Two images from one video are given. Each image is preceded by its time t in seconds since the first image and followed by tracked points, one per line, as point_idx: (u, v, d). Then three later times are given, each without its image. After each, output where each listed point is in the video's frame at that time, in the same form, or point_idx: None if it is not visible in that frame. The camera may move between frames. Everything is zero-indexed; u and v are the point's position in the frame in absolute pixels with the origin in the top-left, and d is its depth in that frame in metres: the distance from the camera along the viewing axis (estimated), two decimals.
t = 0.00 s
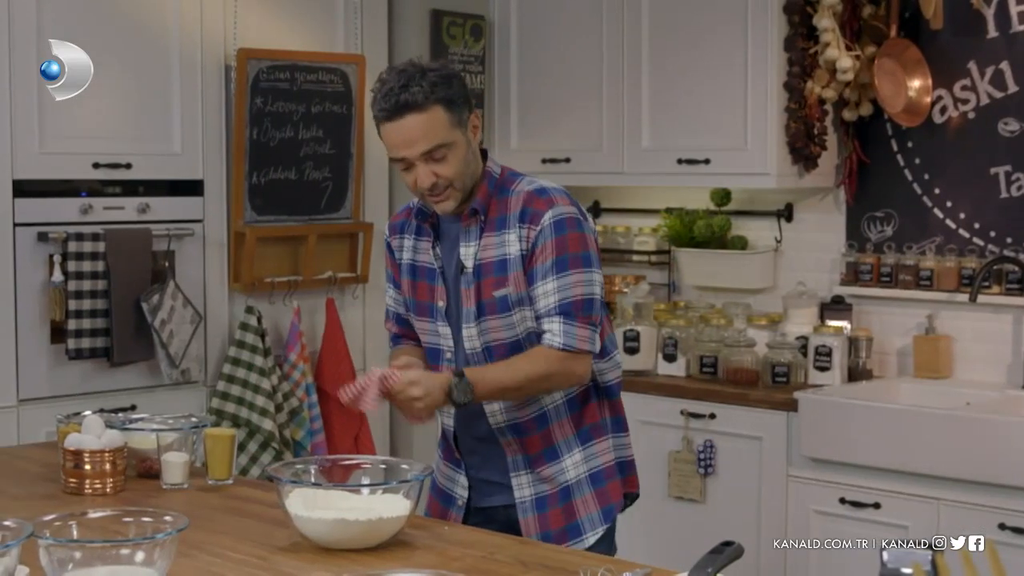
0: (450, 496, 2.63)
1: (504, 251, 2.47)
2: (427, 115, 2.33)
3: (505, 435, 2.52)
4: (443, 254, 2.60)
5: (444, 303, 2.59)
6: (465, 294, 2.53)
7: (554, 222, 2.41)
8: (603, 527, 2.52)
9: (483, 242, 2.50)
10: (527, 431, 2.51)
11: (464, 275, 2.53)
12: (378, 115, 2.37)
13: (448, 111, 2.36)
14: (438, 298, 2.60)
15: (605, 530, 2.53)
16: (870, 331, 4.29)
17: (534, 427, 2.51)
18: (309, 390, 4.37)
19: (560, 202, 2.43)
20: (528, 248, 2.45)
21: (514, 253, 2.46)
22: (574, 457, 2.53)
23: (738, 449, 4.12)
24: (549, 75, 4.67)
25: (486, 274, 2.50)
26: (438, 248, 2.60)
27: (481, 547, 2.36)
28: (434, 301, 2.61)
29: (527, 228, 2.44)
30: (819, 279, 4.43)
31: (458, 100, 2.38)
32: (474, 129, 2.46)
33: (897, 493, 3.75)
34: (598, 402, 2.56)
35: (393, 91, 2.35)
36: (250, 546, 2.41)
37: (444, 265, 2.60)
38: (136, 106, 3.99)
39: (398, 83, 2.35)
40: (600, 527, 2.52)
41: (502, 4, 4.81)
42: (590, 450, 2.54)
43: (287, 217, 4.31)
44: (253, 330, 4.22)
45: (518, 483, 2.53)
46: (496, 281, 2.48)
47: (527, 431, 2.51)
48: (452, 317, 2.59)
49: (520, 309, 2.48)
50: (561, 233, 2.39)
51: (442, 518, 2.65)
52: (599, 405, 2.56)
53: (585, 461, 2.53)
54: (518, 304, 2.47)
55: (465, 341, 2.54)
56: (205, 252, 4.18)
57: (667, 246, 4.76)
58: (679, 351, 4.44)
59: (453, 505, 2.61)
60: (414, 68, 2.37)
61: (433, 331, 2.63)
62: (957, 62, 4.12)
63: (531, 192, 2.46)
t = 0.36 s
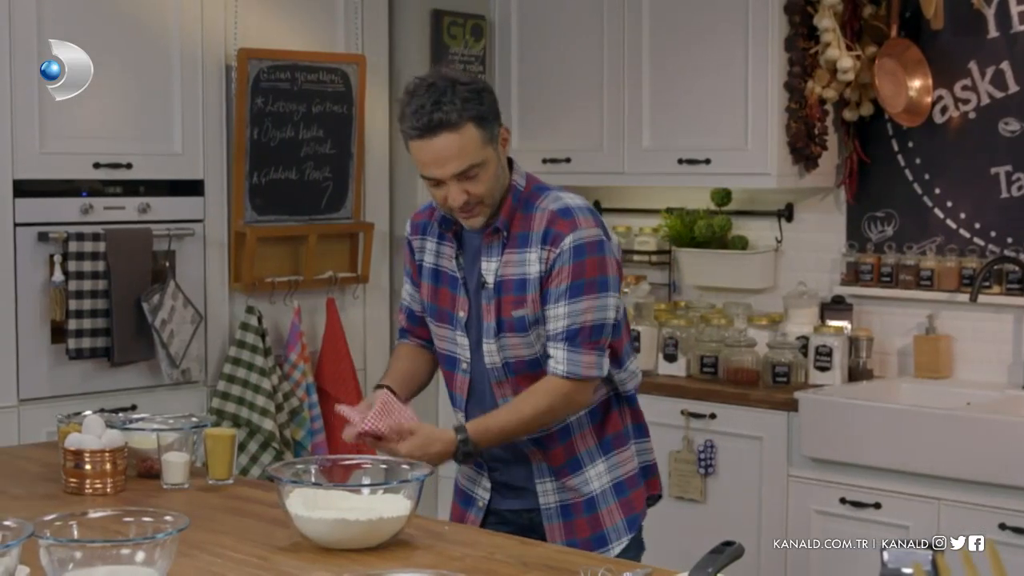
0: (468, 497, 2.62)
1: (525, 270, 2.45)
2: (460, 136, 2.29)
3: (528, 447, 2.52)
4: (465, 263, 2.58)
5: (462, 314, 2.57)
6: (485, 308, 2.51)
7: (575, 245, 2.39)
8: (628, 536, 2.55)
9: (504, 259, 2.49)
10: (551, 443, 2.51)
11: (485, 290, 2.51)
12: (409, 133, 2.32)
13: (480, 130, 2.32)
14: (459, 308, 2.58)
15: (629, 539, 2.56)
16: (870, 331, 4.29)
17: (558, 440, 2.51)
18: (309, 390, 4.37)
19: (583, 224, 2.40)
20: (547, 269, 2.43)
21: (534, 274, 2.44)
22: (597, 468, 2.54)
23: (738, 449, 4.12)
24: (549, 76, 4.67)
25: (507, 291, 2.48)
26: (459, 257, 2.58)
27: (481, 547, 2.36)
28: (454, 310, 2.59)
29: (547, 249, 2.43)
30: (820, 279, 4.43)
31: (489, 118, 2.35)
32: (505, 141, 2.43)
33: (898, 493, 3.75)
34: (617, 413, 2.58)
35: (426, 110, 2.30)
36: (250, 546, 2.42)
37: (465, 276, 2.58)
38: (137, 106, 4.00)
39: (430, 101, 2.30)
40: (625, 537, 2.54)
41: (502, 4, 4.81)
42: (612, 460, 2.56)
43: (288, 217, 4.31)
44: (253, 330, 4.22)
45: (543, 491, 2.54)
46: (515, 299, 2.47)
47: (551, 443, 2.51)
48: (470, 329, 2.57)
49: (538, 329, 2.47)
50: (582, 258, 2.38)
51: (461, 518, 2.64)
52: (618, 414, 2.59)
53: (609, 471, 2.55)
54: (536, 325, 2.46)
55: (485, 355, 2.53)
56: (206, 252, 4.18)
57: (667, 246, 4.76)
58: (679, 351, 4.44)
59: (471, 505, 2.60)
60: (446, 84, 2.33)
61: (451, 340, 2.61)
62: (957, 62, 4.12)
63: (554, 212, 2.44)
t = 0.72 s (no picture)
0: (525, 499, 2.51)
1: (596, 295, 2.35)
2: (549, 163, 2.10)
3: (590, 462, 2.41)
4: (531, 277, 2.46)
5: (526, 330, 2.45)
6: (552, 330, 2.41)
7: (651, 272, 2.27)
8: (679, 557, 2.48)
9: (575, 281, 2.38)
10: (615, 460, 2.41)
11: (554, 311, 2.41)
12: (493, 155, 2.12)
13: (570, 154, 2.14)
14: (524, 324, 2.46)
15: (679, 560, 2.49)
16: (869, 330, 4.29)
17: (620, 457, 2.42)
18: (308, 390, 4.37)
19: (661, 251, 2.28)
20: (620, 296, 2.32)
21: (604, 300, 2.34)
22: (656, 487, 2.44)
23: (737, 449, 4.12)
24: (547, 76, 4.67)
25: (577, 314, 2.37)
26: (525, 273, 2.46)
27: (481, 547, 2.36)
28: (518, 325, 2.47)
29: (621, 277, 2.31)
30: (819, 279, 4.43)
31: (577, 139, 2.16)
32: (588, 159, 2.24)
33: (897, 493, 3.75)
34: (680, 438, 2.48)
35: (514, 132, 2.11)
36: (249, 546, 2.41)
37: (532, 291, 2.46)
38: (137, 106, 4.00)
39: (518, 121, 2.11)
40: (677, 558, 2.47)
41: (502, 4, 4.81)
42: (671, 479, 2.46)
43: (287, 217, 4.31)
44: (252, 330, 4.23)
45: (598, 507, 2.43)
46: (586, 324, 2.36)
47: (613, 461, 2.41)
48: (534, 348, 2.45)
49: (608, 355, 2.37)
50: (657, 286, 2.25)
51: (515, 522, 2.53)
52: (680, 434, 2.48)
53: (667, 491, 2.45)
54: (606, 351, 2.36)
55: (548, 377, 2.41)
56: (205, 253, 4.18)
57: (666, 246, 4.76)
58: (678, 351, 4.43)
59: (528, 506, 2.50)
60: (535, 102, 2.14)
61: (512, 355, 2.49)
62: (956, 61, 4.12)
63: (631, 236, 2.32)
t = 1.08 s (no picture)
0: (556, 498, 2.54)
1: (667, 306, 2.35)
2: (625, 178, 2.11)
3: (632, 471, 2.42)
4: (597, 280, 2.46)
5: (590, 334, 2.45)
6: (615, 338, 2.41)
7: (724, 290, 2.27)
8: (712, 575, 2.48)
9: (645, 290, 2.38)
10: (660, 472, 2.42)
11: (620, 319, 2.41)
12: (570, 163, 2.13)
13: (648, 170, 2.13)
14: (587, 328, 2.46)
15: None
16: (860, 330, 4.29)
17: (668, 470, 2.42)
18: (299, 390, 4.37)
19: (735, 268, 2.28)
20: (690, 311, 2.32)
21: (676, 313, 2.35)
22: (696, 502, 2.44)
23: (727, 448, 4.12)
24: (539, 76, 4.67)
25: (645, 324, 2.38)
26: (591, 275, 2.45)
27: (471, 546, 2.36)
28: (582, 327, 2.48)
29: (694, 291, 2.32)
30: (810, 280, 4.43)
31: (656, 155, 2.16)
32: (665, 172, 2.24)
33: (888, 492, 3.76)
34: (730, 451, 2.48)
35: (593, 143, 2.11)
36: (239, 546, 2.41)
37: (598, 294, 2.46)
38: (128, 107, 3.99)
39: (598, 133, 2.11)
40: None
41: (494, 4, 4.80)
42: (713, 496, 2.46)
43: (277, 216, 4.30)
44: (242, 330, 4.22)
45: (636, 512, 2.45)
46: (654, 334, 2.37)
47: (658, 472, 2.42)
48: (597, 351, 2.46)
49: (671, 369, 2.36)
50: (730, 304, 2.26)
51: (544, 520, 2.57)
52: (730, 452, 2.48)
53: (706, 507, 2.45)
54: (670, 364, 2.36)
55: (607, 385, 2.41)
56: (196, 253, 4.18)
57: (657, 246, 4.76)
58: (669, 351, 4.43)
59: (557, 507, 2.54)
60: (618, 115, 2.13)
61: (572, 356, 2.50)
62: (946, 62, 4.12)
63: (704, 250, 2.32)
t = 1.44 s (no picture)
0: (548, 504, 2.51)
1: (695, 299, 2.38)
2: (644, 169, 2.10)
3: (640, 472, 2.41)
4: (611, 278, 2.43)
5: (605, 333, 2.42)
6: (639, 335, 2.39)
7: (757, 277, 2.35)
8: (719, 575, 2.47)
9: (667, 284, 2.39)
10: (668, 471, 2.43)
11: (643, 315, 2.40)
12: (588, 152, 2.12)
13: (666, 162, 2.14)
14: (599, 327, 2.43)
15: None
16: (837, 330, 4.30)
17: (678, 468, 2.44)
18: (277, 390, 4.36)
19: (759, 255, 2.36)
20: (722, 302, 2.37)
21: (705, 305, 2.38)
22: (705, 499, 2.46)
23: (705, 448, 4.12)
24: (518, 76, 4.67)
25: (671, 319, 2.39)
26: (607, 274, 2.42)
27: (449, 547, 2.36)
28: (593, 327, 2.44)
29: (723, 282, 2.36)
30: (787, 280, 4.44)
31: (673, 150, 2.16)
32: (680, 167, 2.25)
33: (865, 492, 3.77)
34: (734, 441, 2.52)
35: (612, 132, 2.10)
36: (215, 547, 2.41)
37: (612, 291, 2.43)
38: (105, 106, 3.98)
39: (618, 122, 2.11)
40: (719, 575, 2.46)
41: (472, 4, 4.80)
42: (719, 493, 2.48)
43: (255, 216, 4.30)
44: (220, 330, 4.21)
45: (639, 515, 2.44)
46: (681, 329, 2.39)
47: (669, 470, 2.43)
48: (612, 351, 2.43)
49: (701, 361, 2.40)
50: (764, 290, 2.36)
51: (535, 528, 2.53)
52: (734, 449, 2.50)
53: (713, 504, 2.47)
54: (701, 356, 2.39)
55: (632, 384, 2.39)
56: (173, 253, 4.17)
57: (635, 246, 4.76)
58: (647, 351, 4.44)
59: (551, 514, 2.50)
60: (638, 106, 2.13)
61: (581, 357, 2.45)
62: (922, 62, 4.14)
63: (726, 239, 2.37)
